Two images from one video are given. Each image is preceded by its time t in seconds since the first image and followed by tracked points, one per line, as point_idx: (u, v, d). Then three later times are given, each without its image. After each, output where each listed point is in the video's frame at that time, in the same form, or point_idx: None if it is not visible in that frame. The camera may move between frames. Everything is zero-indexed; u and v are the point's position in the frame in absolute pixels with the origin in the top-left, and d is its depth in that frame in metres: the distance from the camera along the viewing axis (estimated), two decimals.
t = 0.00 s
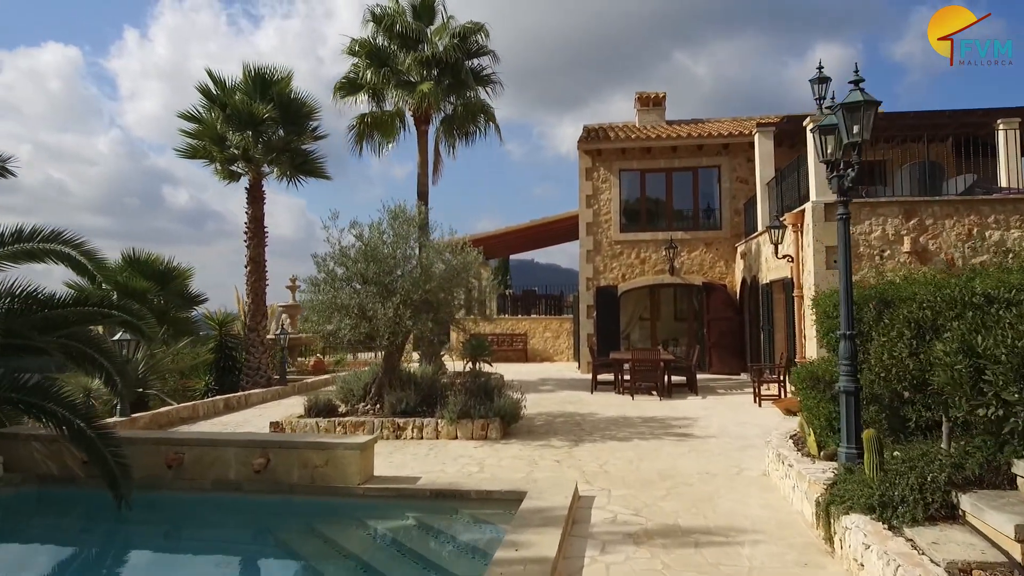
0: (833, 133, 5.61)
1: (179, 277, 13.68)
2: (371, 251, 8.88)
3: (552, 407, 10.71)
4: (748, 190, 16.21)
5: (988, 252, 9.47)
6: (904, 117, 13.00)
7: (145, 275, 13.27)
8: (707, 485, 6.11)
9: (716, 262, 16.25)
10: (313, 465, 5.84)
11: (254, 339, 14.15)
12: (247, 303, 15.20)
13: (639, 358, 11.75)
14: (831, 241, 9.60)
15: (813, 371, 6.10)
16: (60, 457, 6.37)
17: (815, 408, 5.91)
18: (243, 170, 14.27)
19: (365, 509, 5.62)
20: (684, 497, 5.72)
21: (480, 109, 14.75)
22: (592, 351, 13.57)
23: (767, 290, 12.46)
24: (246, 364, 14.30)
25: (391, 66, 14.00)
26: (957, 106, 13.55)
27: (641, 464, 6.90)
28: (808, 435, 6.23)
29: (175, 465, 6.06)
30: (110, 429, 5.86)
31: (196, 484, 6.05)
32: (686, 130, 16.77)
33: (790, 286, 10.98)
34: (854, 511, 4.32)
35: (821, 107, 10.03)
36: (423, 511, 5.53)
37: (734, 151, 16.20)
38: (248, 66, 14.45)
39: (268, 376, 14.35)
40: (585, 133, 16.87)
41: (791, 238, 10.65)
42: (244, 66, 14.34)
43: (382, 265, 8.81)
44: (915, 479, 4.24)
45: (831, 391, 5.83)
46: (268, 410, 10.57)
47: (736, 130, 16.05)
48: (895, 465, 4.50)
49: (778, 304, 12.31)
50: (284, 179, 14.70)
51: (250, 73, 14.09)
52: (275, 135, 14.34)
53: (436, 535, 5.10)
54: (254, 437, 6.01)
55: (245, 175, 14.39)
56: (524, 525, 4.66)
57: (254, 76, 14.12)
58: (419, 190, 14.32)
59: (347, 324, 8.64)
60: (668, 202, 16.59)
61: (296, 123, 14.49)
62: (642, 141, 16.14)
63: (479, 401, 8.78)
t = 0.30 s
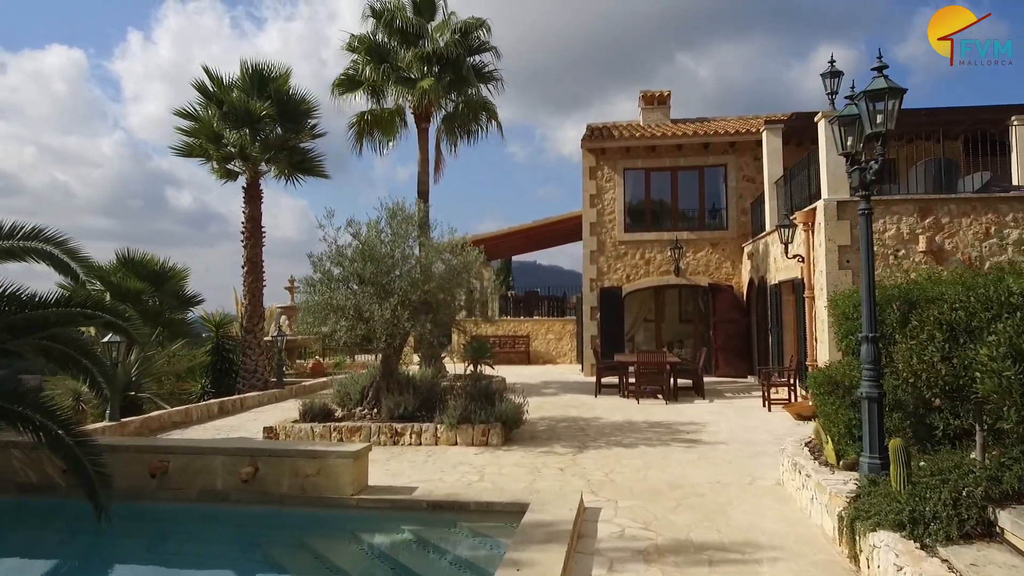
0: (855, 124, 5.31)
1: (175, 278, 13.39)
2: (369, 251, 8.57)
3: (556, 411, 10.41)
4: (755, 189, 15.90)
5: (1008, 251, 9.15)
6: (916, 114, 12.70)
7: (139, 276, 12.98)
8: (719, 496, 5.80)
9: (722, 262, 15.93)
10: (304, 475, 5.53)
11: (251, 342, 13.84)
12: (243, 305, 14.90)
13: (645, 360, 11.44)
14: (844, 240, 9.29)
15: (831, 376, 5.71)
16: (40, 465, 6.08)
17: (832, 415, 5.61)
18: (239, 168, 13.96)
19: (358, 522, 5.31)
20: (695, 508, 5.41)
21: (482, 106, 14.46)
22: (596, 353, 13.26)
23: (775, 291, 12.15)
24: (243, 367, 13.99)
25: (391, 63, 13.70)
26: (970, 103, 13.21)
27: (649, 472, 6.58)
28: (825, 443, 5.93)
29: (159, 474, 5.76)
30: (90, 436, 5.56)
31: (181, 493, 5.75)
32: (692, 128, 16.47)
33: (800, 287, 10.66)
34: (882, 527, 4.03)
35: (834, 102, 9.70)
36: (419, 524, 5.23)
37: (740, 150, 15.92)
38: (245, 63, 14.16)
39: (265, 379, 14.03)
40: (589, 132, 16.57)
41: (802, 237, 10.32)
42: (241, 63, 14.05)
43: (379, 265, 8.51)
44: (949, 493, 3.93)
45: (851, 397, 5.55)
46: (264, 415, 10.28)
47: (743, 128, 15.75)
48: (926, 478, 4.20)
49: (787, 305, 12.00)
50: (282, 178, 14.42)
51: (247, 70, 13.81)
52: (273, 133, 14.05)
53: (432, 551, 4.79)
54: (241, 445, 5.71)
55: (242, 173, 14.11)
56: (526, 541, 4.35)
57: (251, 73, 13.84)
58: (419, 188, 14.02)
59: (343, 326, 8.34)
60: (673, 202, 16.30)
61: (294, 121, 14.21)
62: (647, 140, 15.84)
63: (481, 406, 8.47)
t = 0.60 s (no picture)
0: (870, 113, 5.02)
1: (166, 278, 13.09)
2: (361, 249, 8.27)
3: (554, 415, 10.10)
4: (758, 188, 15.60)
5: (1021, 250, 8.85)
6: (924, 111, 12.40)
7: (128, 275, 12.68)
8: (725, 507, 5.48)
9: (725, 263, 15.62)
10: (287, 484, 5.23)
11: (243, 343, 13.52)
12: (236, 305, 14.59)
13: (646, 363, 11.13)
14: (853, 239, 8.98)
15: (844, 380, 5.39)
16: (10, 474, 5.77)
17: (846, 421, 5.31)
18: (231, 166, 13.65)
19: (342, 535, 5.01)
20: (701, 521, 5.11)
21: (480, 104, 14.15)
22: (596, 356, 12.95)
23: (780, 292, 11.84)
24: (235, 369, 13.66)
25: (387, 58, 13.40)
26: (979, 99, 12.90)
27: (651, 481, 6.27)
28: (838, 451, 5.63)
29: (135, 483, 5.47)
30: (60, 443, 5.26)
31: (157, 504, 5.45)
32: (694, 126, 16.17)
33: (806, 287, 10.35)
34: (906, 546, 3.72)
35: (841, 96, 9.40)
36: (407, 537, 4.93)
37: (743, 148, 15.62)
38: (237, 59, 13.86)
39: (258, 382, 13.70)
40: (589, 129, 16.27)
41: (809, 236, 10.02)
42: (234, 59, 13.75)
43: (371, 264, 8.20)
44: (979, 508, 3.62)
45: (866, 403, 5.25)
46: (253, 419, 9.98)
47: (746, 126, 15.45)
48: (953, 491, 3.89)
49: (792, 306, 11.68)
50: (275, 177, 14.12)
51: (240, 66, 13.51)
52: (266, 130, 13.76)
53: (420, 567, 4.48)
54: (221, 453, 5.41)
55: (235, 171, 13.82)
56: (520, 557, 4.04)
57: (244, 69, 13.55)
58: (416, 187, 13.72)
59: (333, 327, 8.05)
60: (675, 201, 16.00)
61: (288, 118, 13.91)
62: (649, 137, 15.53)
63: (476, 410, 8.16)
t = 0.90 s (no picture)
0: (888, 101, 4.70)
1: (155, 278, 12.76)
2: (351, 247, 7.93)
3: (552, 420, 9.76)
4: (761, 186, 15.27)
5: None
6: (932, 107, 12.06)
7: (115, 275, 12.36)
8: (732, 520, 5.14)
9: (728, 262, 15.29)
10: (264, 497, 4.91)
11: (233, 345, 13.17)
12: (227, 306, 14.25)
13: (646, 365, 10.80)
14: (862, 237, 8.66)
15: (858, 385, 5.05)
16: None
17: (859, 429, 4.99)
18: (222, 163, 13.31)
19: (321, 552, 4.67)
20: (707, 536, 4.77)
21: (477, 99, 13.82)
22: (596, 358, 12.61)
23: (785, 292, 11.50)
24: (225, 372, 13.31)
25: (381, 52, 13.07)
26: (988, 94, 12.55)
27: (653, 491, 5.93)
28: (850, 459, 5.31)
29: (103, 494, 5.15)
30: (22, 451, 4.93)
31: (127, 517, 5.13)
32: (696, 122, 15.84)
33: (812, 287, 10.01)
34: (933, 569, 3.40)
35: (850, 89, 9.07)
36: (391, 555, 4.59)
37: (746, 145, 15.28)
38: (228, 54, 13.54)
39: (249, 385, 13.34)
40: (588, 126, 15.94)
41: (815, 233, 9.69)
42: (225, 54, 13.43)
43: (360, 262, 7.87)
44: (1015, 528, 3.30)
45: (881, 410, 4.92)
46: (241, 424, 9.65)
47: (749, 122, 15.12)
48: (983, 508, 3.57)
49: (798, 307, 11.34)
50: (267, 174, 13.80)
51: (231, 61, 13.19)
52: (258, 127, 13.44)
53: None
54: (195, 463, 5.08)
55: (226, 168, 13.50)
56: None
57: (235, 64, 13.23)
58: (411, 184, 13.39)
59: (320, 328, 7.72)
60: (677, 200, 15.68)
61: (280, 114, 13.58)
62: (650, 134, 15.20)
63: (470, 415, 7.83)
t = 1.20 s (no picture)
0: (909, 86, 4.41)
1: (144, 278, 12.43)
2: (340, 245, 7.62)
3: (550, 425, 9.45)
4: (764, 184, 14.96)
5: None
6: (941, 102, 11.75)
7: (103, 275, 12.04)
8: (740, 535, 4.83)
9: (730, 262, 14.98)
10: (241, 511, 4.60)
11: (224, 347, 12.84)
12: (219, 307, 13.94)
13: (648, 368, 10.49)
14: (871, 235, 8.35)
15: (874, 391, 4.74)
16: None
17: (875, 438, 4.68)
18: (213, 161, 13.02)
19: (300, 570, 4.36)
20: (713, 553, 4.45)
21: (475, 96, 13.51)
22: (596, 360, 12.30)
23: (790, 293, 11.19)
24: (216, 375, 12.99)
25: (375, 47, 12.76)
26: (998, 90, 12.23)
27: (656, 502, 5.62)
28: (865, 470, 5.00)
29: (70, 507, 4.84)
30: None
31: (96, 531, 4.81)
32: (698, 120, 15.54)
33: (819, 288, 9.70)
34: None
35: (858, 82, 8.77)
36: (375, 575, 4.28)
37: (749, 143, 14.97)
38: (220, 49, 13.24)
39: (240, 388, 13.02)
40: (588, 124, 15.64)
41: (822, 232, 9.38)
42: (216, 49, 13.13)
43: (350, 260, 7.56)
44: None
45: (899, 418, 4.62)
46: (228, 428, 9.34)
47: (752, 120, 14.82)
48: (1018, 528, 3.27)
49: (804, 308, 11.03)
50: (259, 172, 13.50)
51: (222, 56, 12.89)
52: (250, 124, 13.14)
53: None
54: (168, 474, 4.77)
55: (218, 166, 13.20)
56: None
57: (227, 60, 12.93)
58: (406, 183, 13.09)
59: (307, 330, 7.41)
60: (679, 199, 15.38)
61: (272, 110, 13.27)
62: (650, 132, 14.89)
63: (464, 420, 7.52)
